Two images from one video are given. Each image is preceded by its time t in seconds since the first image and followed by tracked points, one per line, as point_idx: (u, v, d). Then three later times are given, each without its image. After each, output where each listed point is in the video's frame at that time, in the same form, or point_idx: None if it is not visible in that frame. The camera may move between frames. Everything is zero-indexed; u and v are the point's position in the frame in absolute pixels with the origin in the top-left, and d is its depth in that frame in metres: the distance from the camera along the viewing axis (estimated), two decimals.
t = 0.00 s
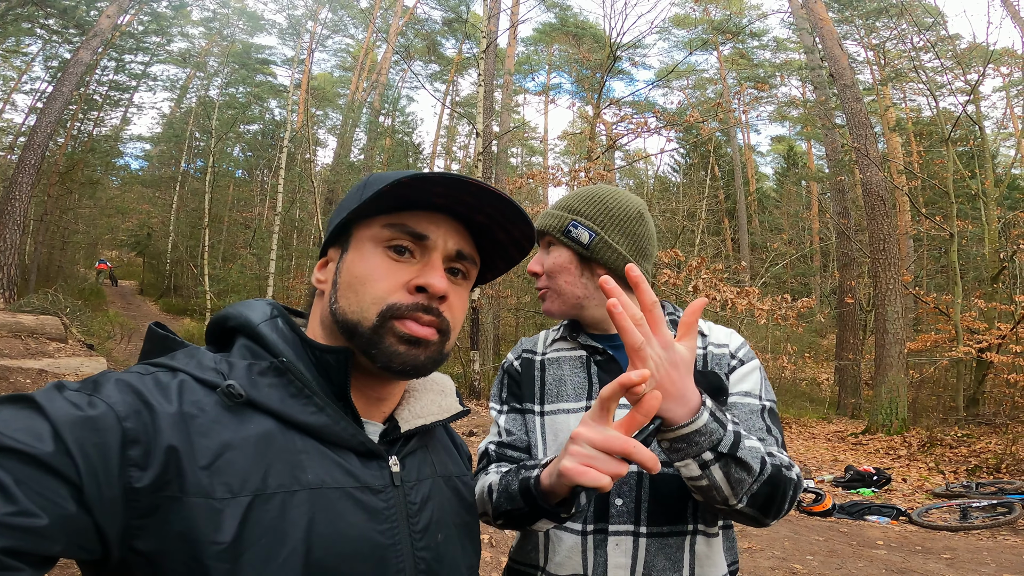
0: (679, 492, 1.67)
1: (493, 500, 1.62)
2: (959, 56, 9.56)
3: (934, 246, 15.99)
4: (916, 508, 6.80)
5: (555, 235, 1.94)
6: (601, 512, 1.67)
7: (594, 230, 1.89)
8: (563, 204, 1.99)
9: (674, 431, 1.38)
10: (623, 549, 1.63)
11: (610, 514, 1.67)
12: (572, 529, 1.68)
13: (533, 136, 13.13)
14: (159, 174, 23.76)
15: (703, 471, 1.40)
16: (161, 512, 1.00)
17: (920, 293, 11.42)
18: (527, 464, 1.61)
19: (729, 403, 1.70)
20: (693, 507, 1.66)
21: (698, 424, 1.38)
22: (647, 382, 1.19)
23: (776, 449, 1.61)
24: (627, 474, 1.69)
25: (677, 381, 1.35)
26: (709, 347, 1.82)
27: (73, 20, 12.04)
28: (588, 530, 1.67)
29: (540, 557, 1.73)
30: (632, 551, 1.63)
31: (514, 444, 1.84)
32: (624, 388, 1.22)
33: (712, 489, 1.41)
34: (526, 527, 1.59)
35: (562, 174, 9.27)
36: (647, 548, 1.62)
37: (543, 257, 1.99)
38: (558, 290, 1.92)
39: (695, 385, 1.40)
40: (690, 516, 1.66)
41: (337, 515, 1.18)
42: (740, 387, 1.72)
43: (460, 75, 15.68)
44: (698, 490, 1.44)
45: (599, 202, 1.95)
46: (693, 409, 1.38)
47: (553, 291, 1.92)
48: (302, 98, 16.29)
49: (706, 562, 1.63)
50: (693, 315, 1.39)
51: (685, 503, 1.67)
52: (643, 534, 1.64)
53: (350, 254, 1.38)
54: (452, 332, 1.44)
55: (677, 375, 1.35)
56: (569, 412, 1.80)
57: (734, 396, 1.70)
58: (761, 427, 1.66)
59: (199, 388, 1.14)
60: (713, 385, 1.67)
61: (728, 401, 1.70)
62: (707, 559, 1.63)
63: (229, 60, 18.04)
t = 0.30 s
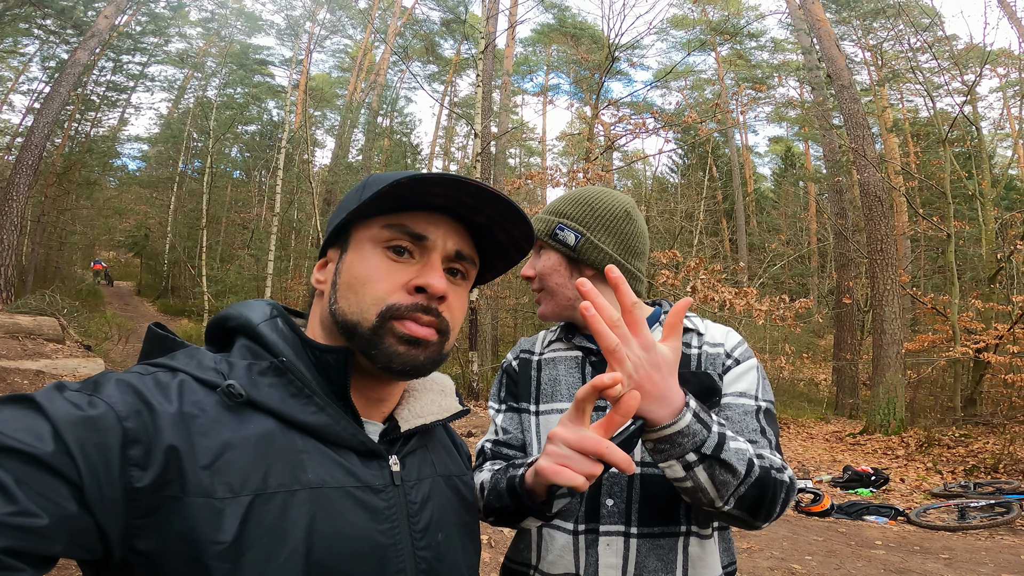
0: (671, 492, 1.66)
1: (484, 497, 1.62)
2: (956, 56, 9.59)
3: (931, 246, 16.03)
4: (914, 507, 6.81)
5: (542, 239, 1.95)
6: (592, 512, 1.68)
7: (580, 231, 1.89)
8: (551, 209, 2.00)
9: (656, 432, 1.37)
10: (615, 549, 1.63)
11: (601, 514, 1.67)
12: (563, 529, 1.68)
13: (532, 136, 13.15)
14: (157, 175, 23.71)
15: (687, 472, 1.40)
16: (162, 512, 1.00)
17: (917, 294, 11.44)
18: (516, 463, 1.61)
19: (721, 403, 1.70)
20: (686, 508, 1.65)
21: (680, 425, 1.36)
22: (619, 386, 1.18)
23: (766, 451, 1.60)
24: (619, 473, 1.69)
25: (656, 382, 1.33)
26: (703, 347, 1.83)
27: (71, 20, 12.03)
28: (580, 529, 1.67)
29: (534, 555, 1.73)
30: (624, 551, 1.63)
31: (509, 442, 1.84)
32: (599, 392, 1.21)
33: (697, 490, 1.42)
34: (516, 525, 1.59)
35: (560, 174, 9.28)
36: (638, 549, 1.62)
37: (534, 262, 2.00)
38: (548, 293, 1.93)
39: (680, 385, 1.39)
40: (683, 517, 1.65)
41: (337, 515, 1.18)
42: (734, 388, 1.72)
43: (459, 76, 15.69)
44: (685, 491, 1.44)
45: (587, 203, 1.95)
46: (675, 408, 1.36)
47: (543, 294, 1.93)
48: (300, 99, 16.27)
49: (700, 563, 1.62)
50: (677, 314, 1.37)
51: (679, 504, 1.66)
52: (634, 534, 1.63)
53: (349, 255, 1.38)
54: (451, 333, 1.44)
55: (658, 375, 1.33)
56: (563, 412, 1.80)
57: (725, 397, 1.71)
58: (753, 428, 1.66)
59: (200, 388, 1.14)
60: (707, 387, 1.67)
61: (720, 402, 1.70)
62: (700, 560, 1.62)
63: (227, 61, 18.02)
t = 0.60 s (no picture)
0: (668, 496, 1.66)
1: (482, 504, 1.62)
2: (955, 57, 9.61)
3: (929, 246, 16.07)
4: (913, 508, 6.82)
5: (539, 241, 1.95)
6: (589, 516, 1.68)
7: (577, 233, 1.88)
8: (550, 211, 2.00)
9: (656, 440, 1.37)
10: (612, 553, 1.63)
11: (598, 517, 1.67)
12: (559, 534, 1.69)
13: (530, 137, 13.15)
14: (155, 175, 23.65)
15: (686, 479, 1.40)
16: (158, 516, 0.99)
17: (916, 294, 11.45)
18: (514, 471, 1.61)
19: (720, 408, 1.71)
20: (684, 511, 1.65)
21: (680, 433, 1.36)
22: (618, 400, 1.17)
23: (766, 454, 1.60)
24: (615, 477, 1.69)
25: (656, 390, 1.33)
26: (701, 350, 1.82)
27: (69, 21, 12.02)
28: (577, 533, 1.67)
29: (531, 559, 1.73)
30: (621, 554, 1.63)
31: (507, 446, 1.85)
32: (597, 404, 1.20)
33: (696, 497, 1.42)
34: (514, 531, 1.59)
35: (559, 175, 9.28)
36: (635, 553, 1.62)
37: (533, 264, 1.99)
38: (546, 294, 1.93)
39: (678, 392, 1.38)
40: (681, 521, 1.64)
41: (336, 518, 1.17)
42: (732, 391, 1.72)
43: (457, 76, 15.69)
44: (684, 497, 1.44)
45: (583, 204, 1.95)
46: (674, 415, 1.36)
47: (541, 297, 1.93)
48: (298, 99, 16.24)
49: (698, 567, 1.62)
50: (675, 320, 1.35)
51: (676, 508, 1.65)
52: (631, 538, 1.63)
53: (345, 258, 1.37)
54: (447, 336, 1.43)
55: (657, 384, 1.33)
56: (559, 415, 1.79)
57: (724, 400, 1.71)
58: (753, 432, 1.65)
59: (196, 392, 1.13)
60: (704, 391, 1.72)
61: (719, 405, 1.71)
62: (698, 563, 1.61)
63: (226, 61, 18.01)
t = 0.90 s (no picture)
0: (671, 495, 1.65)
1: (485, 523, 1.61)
2: (954, 57, 9.62)
3: (928, 246, 16.06)
4: (912, 508, 6.82)
5: (623, 234, 1.86)
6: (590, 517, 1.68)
7: (652, 238, 1.96)
8: (618, 200, 1.90)
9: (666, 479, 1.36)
10: (612, 552, 1.64)
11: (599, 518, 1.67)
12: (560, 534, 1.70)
13: (530, 137, 13.16)
14: (155, 174, 23.62)
15: (696, 507, 1.42)
16: (158, 516, 0.99)
17: (915, 294, 11.46)
18: (519, 495, 1.56)
19: (723, 409, 1.71)
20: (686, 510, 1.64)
21: (691, 472, 1.36)
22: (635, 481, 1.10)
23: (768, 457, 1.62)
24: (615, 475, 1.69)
25: (664, 441, 1.27)
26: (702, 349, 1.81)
27: (68, 21, 12.01)
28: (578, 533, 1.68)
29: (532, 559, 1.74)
30: (623, 553, 1.63)
31: (503, 449, 1.85)
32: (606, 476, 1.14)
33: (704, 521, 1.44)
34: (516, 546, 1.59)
35: (559, 175, 9.27)
36: (637, 552, 1.62)
37: (596, 254, 1.86)
38: (618, 290, 1.84)
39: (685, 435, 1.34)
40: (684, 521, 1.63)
41: (336, 518, 1.17)
42: (735, 392, 1.71)
43: (457, 77, 15.70)
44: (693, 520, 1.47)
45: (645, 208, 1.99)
46: (683, 458, 1.35)
47: (617, 291, 1.83)
48: (298, 99, 16.22)
49: (699, 565, 1.62)
50: (685, 361, 1.27)
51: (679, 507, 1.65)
52: (633, 536, 1.63)
53: (346, 256, 1.37)
54: (447, 334, 1.44)
55: (666, 434, 1.27)
56: (558, 413, 1.80)
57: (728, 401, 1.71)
58: (757, 433, 1.66)
59: (195, 392, 1.13)
60: (707, 389, 1.72)
61: (722, 406, 1.71)
62: (700, 562, 1.61)
63: (226, 61, 18.03)
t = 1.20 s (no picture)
0: (677, 477, 1.75)
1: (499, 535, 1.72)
2: (954, 58, 9.62)
3: (929, 247, 16.05)
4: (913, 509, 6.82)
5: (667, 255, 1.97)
6: (601, 508, 1.76)
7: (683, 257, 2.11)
8: (670, 222, 2.01)
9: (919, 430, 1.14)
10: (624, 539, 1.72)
11: (611, 508, 1.75)
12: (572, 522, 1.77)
13: (530, 137, 13.15)
14: (155, 174, 23.60)
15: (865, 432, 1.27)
16: (157, 517, 0.99)
17: (916, 294, 11.44)
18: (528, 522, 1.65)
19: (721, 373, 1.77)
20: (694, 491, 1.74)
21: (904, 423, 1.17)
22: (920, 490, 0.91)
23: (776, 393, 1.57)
24: (624, 465, 1.76)
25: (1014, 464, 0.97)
26: (698, 334, 1.92)
27: (68, 20, 12.00)
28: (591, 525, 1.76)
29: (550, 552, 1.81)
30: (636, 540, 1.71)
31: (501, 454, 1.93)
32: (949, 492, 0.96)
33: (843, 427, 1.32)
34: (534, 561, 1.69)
35: (559, 175, 9.26)
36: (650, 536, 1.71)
37: (639, 270, 1.95)
38: (649, 307, 1.96)
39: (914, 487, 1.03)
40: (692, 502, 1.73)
41: (337, 519, 1.17)
42: (730, 355, 1.79)
43: (457, 76, 15.70)
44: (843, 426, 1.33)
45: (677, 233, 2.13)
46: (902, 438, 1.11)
47: (648, 309, 1.94)
48: (298, 99, 16.22)
49: (712, 544, 1.70)
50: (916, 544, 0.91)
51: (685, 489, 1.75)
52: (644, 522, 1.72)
53: (347, 255, 1.37)
54: (451, 333, 1.44)
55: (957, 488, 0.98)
56: (564, 407, 1.87)
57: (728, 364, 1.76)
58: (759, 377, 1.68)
59: (195, 392, 1.13)
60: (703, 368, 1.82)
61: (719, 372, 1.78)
62: (713, 541, 1.70)
63: (226, 61, 18.04)
